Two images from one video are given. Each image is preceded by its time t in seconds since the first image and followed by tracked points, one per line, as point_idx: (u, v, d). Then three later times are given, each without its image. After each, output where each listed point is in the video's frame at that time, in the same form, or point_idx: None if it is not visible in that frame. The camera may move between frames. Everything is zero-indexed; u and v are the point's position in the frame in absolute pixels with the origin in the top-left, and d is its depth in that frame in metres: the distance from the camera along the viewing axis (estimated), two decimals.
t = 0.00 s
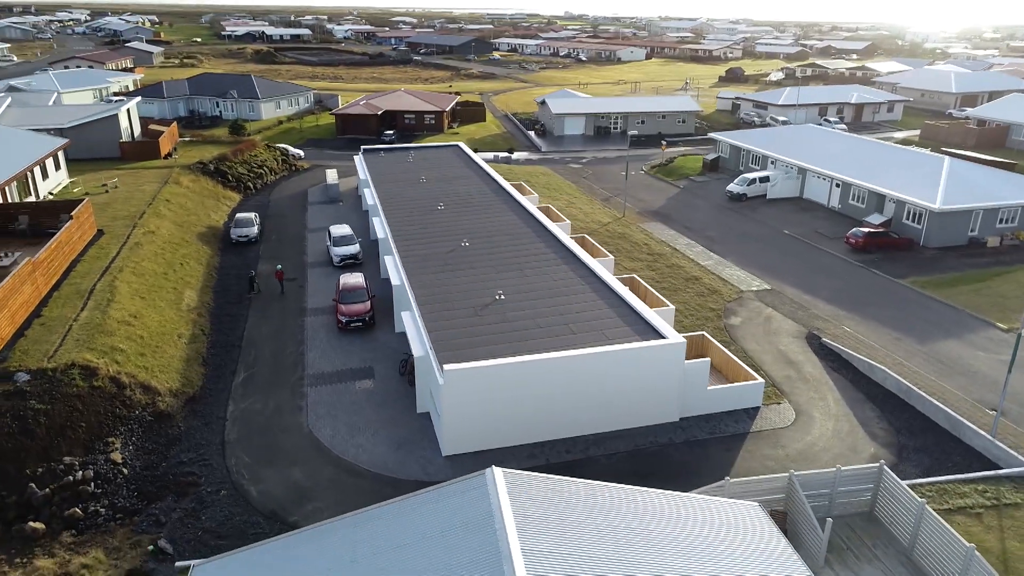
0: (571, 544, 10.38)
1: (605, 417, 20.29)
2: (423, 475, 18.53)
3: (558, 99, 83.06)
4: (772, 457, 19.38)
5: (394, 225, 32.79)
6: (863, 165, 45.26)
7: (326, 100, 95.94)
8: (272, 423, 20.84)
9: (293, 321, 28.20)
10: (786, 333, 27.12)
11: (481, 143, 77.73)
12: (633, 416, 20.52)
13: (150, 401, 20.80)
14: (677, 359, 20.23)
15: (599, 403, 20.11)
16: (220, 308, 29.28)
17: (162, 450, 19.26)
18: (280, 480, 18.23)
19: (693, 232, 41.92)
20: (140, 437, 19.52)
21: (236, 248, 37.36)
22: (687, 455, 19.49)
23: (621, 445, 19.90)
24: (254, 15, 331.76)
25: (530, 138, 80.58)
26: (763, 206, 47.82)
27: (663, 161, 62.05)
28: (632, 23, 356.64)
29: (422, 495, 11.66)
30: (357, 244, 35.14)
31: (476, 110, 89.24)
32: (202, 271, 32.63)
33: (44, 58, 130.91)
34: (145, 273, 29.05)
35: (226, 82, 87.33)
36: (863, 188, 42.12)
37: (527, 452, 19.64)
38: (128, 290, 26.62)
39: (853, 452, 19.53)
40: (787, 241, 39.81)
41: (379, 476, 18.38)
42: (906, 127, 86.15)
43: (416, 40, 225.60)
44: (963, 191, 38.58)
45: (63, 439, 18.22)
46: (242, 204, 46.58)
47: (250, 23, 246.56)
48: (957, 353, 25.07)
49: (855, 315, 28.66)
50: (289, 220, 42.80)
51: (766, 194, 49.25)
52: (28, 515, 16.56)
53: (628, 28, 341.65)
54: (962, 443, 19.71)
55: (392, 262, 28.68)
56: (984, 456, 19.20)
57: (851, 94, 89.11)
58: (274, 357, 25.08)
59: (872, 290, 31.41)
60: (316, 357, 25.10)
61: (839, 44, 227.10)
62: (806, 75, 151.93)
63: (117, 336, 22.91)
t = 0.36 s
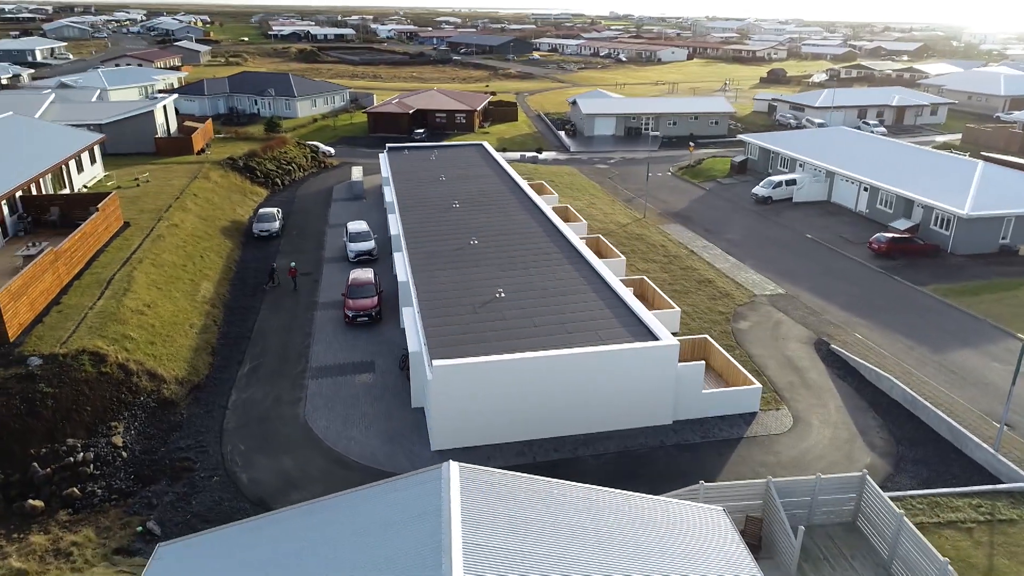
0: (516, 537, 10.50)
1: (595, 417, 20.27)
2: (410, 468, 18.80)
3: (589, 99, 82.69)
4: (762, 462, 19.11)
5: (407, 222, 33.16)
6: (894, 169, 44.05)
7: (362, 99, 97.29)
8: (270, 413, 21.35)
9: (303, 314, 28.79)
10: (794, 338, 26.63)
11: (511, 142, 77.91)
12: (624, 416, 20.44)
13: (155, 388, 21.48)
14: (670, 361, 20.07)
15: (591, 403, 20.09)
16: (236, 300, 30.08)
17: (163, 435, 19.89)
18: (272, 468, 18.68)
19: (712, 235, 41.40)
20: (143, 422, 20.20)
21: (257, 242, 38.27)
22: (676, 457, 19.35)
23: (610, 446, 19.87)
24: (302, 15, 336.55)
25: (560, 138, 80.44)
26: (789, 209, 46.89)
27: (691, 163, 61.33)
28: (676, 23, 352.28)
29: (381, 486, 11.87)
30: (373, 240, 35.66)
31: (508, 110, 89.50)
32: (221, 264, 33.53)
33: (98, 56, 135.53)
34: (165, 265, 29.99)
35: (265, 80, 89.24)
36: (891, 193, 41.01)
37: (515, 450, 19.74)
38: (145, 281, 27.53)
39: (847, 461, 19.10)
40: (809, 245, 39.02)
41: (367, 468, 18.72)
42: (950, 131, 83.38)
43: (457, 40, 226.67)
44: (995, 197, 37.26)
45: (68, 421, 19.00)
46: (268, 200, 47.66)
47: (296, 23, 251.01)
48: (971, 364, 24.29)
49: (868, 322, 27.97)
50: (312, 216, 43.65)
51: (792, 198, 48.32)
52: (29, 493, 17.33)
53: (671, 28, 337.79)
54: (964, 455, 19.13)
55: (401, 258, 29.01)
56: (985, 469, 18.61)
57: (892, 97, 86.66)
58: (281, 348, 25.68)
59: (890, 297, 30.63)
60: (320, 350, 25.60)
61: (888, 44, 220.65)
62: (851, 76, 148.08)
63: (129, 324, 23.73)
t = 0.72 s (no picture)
0: (460, 529, 10.65)
1: (584, 418, 20.26)
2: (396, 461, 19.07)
3: (620, 100, 82.17)
4: (750, 468, 18.86)
5: (419, 219, 33.49)
6: (924, 173, 42.78)
7: (396, 98, 98.41)
8: (268, 403, 21.88)
9: (312, 308, 29.36)
10: (800, 344, 26.13)
11: (540, 142, 77.91)
12: (613, 417, 20.37)
13: (160, 376, 22.19)
14: (660, 363, 19.92)
15: (579, 403, 20.07)
16: (249, 292, 30.83)
17: (162, 422, 20.54)
18: (262, 457, 19.16)
19: (731, 237, 40.82)
20: (145, 408, 20.90)
21: (277, 236, 39.13)
22: (663, 460, 19.20)
23: (597, 446, 19.83)
24: (346, 15, 341.64)
25: (590, 138, 80.12)
26: (814, 213, 45.90)
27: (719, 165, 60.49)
28: (720, 22, 347.07)
29: (339, 477, 12.14)
30: (388, 237, 36.11)
31: (540, 109, 89.50)
32: (239, 257, 34.40)
33: (149, 54, 139.80)
34: (182, 257, 30.90)
35: (301, 79, 90.96)
36: (919, 198, 39.84)
37: (502, 447, 19.84)
38: (161, 272, 28.42)
39: (838, 470, 18.71)
40: (830, 250, 38.18)
41: (354, 460, 19.06)
42: (996, 135, 80.45)
43: (497, 40, 227.09)
44: None
45: (72, 405, 19.80)
46: (293, 195, 48.64)
47: (341, 23, 254.37)
48: (982, 375, 23.52)
49: (879, 329, 27.29)
50: (334, 212, 44.41)
51: (818, 201, 47.30)
52: (30, 472, 18.13)
53: (715, 28, 332.96)
54: (961, 468, 18.57)
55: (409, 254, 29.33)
56: (982, 483, 18.04)
57: (936, 99, 84.01)
58: (286, 340, 26.25)
59: (907, 304, 29.81)
60: (324, 343, 26.09)
61: (940, 45, 213.60)
62: (898, 78, 143.87)
63: (140, 313, 24.54)
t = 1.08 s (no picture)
0: (401, 519, 10.79)
1: (566, 416, 20.29)
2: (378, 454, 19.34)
3: (645, 100, 81.64)
4: (731, 472, 18.65)
5: (425, 216, 33.78)
6: (947, 177, 41.67)
7: (423, 97, 99.15)
8: (260, 393, 22.36)
9: (316, 302, 29.87)
10: (800, 348, 25.70)
11: (563, 142, 77.74)
12: (596, 417, 20.35)
13: (158, 364, 22.83)
14: (644, 363, 19.82)
15: (563, 401, 20.11)
16: (256, 285, 31.48)
17: (157, 409, 21.15)
18: (249, 446, 19.61)
19: (744, 240, 40.26)
20: (141, 396, 21.54)
21: (291, 232, 39.84)
22: (643, 461, 19.12)
23: (578, 445, 19.83)
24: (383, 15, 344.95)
25: (613, 138, 79.68)
26: (832, 216, 45.02)
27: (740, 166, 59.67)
28: (759, 22, 341.66)
29: (295, 465, 12.39)
30: (396, 233, 36.53)
31: (565, 109, 89.31)
32: (250, 251, 35.14)
33: (188, 53, 143.08)
34: (193, 250, 31.70)
35: (329, 77, 92.23)
36: (939, 202, 38.84)
37: (484, 443, 19.97)
38: (170, 264, 29.21)
39: (821, 477, 18.40)
40: (845, 254, 37.42)
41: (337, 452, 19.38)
42: None
43: (530, 40, 226.80)
44: None
45: (71, 390, 20.53)
46: (311, 192, 49.44)
47: (377, 23, 256.91)
48: (985, 383, 22.90)
49: (884, 335, 26.73)
50: (349, 209, 45.05)
51: (838, 205, 46.37)
52: (26, 453, 18.87)
53: (754, 28, 327.95)
54: (949, 478, 18.14)
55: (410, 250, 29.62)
56: (970, 494, 17.60)
57: (973, 101, 81.57)
58: (286, 333, 26.76)
59: (916, 310, 29.13)
60: (322, 336, 26.54)
61: (987, 46, 206.97)
62: (939, 79, 139.96)
63: (145, 304, 25.28)
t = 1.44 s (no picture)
0: (343, 509, 10.99)
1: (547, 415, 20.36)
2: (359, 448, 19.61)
3: (668, 100, 81.02)
4: (709, 474, 18.51)
5: (429, 213, 34.05)
6: (967, 180, 40.63)
7: (447, 96, 99.69)
8: (252, 385, 22.82)
9: (317, 297, 30.36)
10: (796, 352, 25.33)
11: (583, 142, 77.55)
12: (578, 416, 20.37)
13: (156, 354, 23.44)
14: (625, 363, 19.75)
15: (543, 400, 20.18)
16: (261, 279, 32.08)
17: (151, 398, 21.73)
18: (235, 436, 20.05)
19: (754, 242, 39.77)
20: (137, 384, 22.16)
21: (302, 228, 40.48)
22: (622, 461, 19.08)
23: (558, 444, 19.87)
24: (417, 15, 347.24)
25: (635, 138, 79.21)
26: (848, 220, 44.22)
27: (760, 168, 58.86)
28: (796, 22, 336.06)
29: (253, 455, 12.67)
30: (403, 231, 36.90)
31: (587, 109, 89.01)
32: (259, 246, 35.82)
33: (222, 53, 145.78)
34: (202, 244, 32.42)
35: (355, 76, 93.28)
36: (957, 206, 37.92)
37: (464, 439, 20.14)
38: (177, 257, 29.93)
39: (800, 481, 18.18)
40: (856, 258, 36.75)
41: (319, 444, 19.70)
42: None
43: (561, 40, 226.21)
44: None
45: (69, 377, 21.20)
46: (327, 189, 50.15)
47: (410, 23, 258.62)
48: (983, 392, 22.35)
49: (884, 341, 26.23)
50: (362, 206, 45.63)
51: (855, 208, 45.51)
52: (22, 437, 19.58)
53: (790, 28, 322.83)
54: (932, 487, 17.78)
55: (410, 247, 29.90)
56: (952, 504, 17.23)
57: (1009, 103, 79.22)
58: (285, 326, 27.25)
59: (922, 317, 28.52)
60: (319, 330, 26.97)
61: None
62: (979, 81, 136.20)
63: (148, 295, 25.95)
